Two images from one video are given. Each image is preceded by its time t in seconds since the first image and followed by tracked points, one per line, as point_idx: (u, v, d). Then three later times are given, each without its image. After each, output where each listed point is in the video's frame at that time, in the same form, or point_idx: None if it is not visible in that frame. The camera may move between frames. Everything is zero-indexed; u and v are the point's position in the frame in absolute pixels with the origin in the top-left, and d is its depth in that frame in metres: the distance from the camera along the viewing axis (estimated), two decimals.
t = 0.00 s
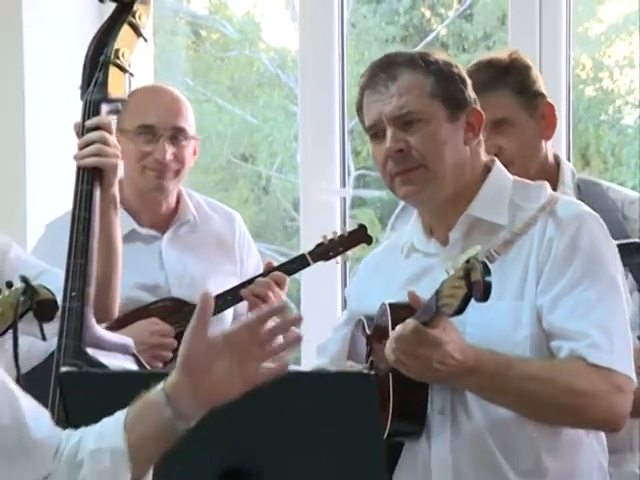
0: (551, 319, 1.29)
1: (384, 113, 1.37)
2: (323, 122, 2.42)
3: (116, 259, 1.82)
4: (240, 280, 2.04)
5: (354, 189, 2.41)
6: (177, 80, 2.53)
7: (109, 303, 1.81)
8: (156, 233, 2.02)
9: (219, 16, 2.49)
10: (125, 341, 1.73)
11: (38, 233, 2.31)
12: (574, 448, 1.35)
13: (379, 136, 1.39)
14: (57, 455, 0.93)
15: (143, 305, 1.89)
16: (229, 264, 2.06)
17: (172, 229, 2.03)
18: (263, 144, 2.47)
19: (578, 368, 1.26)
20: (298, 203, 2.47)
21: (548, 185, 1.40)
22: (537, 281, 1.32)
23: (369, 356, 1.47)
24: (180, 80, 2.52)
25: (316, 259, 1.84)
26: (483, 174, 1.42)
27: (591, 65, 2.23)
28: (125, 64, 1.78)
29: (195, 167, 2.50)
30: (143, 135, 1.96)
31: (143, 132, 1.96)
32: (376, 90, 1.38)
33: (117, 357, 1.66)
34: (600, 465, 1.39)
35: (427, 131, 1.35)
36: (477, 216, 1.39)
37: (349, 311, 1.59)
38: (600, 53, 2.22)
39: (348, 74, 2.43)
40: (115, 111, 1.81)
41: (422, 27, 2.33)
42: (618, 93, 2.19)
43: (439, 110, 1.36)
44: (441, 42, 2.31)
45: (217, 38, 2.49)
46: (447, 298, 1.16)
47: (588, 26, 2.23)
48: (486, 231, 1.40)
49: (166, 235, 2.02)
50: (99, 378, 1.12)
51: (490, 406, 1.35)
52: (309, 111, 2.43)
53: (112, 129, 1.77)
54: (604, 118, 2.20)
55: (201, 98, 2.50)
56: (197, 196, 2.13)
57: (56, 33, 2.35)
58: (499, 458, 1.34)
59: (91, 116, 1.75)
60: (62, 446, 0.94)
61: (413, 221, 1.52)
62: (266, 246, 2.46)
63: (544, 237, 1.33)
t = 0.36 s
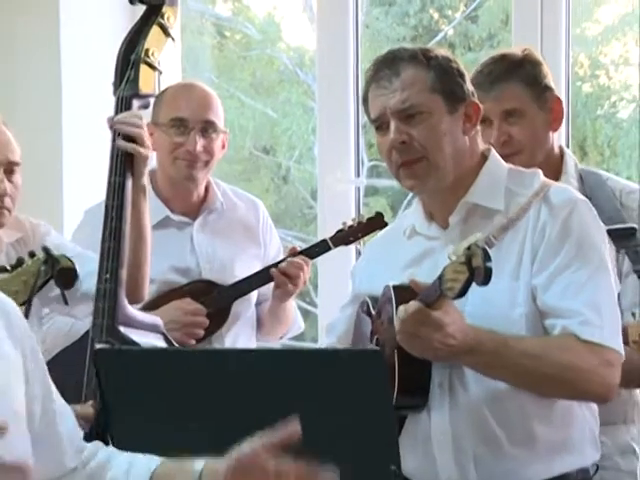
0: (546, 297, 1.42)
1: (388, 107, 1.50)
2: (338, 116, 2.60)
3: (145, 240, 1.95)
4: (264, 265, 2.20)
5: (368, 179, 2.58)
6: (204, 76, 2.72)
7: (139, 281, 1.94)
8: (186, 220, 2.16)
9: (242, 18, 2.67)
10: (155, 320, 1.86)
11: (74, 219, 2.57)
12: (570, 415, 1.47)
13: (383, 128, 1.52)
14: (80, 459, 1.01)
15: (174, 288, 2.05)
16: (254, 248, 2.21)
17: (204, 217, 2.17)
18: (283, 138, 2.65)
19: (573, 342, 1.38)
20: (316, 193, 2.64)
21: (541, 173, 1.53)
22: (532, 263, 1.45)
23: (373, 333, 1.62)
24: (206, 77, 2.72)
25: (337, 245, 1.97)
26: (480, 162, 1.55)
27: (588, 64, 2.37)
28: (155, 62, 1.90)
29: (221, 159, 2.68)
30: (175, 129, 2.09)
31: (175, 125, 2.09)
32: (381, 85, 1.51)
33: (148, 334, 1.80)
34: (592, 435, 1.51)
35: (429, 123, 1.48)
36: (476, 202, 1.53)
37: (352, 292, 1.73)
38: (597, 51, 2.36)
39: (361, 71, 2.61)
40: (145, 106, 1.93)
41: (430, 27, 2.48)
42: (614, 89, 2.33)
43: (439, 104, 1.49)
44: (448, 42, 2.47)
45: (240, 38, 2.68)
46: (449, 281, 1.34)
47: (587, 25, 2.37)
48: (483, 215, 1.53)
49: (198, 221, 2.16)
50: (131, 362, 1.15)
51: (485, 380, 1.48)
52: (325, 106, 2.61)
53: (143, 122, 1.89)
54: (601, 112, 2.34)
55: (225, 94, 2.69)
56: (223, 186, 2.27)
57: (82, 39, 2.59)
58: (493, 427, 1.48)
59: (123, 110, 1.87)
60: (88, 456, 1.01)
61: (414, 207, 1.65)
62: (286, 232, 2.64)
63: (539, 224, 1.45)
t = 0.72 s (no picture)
0: (546, 275, 1.54)
1: (404, 98, 1.63)
2: (353, 111, 2.73)
3: (172, 228, 2.09)
4: (275, 251, 2.34)
5: (379, 171, 2.72)
6: (226, 76, 2.85)
7: (166, 268, 2.07)
8: (204, 210, 2.28)
9: (262, 20, 2.80)
10: (183, 302, 2.00)
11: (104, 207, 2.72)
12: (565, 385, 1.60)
13: (398, 117, 1.65)
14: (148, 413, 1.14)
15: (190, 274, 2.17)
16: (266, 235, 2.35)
17: (220, 207, 2.30)
18: (300, 132, 2.78)
19: (569, 317, 1.50)
20: (331, 184, 2.76)
21: (544, 162, 1.65)
22: (534, 242, 1.57)
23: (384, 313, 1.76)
24: (228, 76, 2.85)
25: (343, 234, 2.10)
26: (488, 150, 1.67)
27: (586, 63, 2.50)
28: (182, 63, 2.06)
29: (241, 151, 2.81)
30: (193, 127, 2.22)
31: (193, 124, 2.22)
32: (399, 77, 1.65)
33: (174, 315, 1.92)
34: (589, 404, 1.63)
35: (442, 113, 1.61)
36: (483, 187, 1.65)
37: (367, 273, 1.87)
38: (595, 51, 2.48)
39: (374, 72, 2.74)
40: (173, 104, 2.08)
41: (438, 29, 2.61)
42: (610, 87, 2.46)
43: (452, 95, 1.62)
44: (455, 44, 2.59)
45: (260, 39, 2.81)
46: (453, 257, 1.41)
47: (585, 26, 2.50)
48: (488, 198, 1.66)
49: (214, 211, 2.29)
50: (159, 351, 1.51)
51: (489, 353, 1.60)
52: (341, 103, 2.74)
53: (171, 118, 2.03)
54: (598, 108, 2.47)
55: (246, 91, 2.82)
56: (238, 178, 2.40)
57: (110, 39, 2.72)
58: (498, 398, 1.59)
59: (153, 108, 2.01)
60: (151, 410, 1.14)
61: (425, 192, 1.79)
62: (306, 221, 2.75)
63: (542, 206, 1.57)
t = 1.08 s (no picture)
0: (553, 267, 1.66)
1: (422, 95, 1.79)
2: (366, 110, 2.86)
3: (195, 219, 2.22)
4: (284, 238, 2.47)
5: (390, 164, 2.85)
6: (246, 75, 2.99)
7: (189, 253, 2.21)
8: (216, 201, 2.40)
9: (280, 22, 2.95)
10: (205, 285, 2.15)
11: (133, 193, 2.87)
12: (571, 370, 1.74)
13: (415, 112, 1.81)
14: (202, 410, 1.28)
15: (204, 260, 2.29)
16: (276, 224, 2.47)
17: (232, 197, 2.41)
18: (315, 128, 2.92)
19: (572, 308, 1.63)
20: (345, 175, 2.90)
21: (547, 160, 1.78)
22: (540, 237, 1.69)
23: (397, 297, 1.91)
24: (248, 75, 2.98)
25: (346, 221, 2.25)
26: (497, 148, 1.81)
27: (584, 62, 2.65)
28: (205, 62, 2.19)
29: (260, 144, 2.96)
30: (205, 124, 2.36)
31: (205, 120, 2.35)
32: (418, 75, 1.80)
33: (196, 298, 2.07)
34: (589, 387, 1.78)
35: (456, 110, 1.76)
36: (493, 183, 1.78)
37: (380, 259, 2.02)
38: (593, 51, 2.64)
39: (385, 71, 2.86)
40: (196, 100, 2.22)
41: (445, 30, 2.76)
42: (606, 84, 2.62)
43: (466, 94, 1.77)
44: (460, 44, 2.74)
45: (278, 39, 2.95)
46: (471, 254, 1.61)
47: (583, 28, 2.65)
48: (496, 193, 1.79)
49: (226, 202, 2.40)
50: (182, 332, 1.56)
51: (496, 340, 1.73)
52: (355, 102, 2.86)
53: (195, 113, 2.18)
54: (595, 105, 2.63)
55: (266, 89, 2.96)
56: (249, 169, 2.51)
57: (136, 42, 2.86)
58: (506, 385, 1.72)
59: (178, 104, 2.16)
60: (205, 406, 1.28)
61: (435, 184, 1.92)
62: (320, 210, 2.90)
63: (547, 203, 1.70)
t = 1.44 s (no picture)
0: (558, 254, 1.82)
1: (430, 93, 1.96)
2: (377, 111, 3.02)
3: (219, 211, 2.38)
4: (297, 230, 2.63)
5: (400, 161, 3.02)
6: (266, 80, 3.15)
7: (215, 245, 2.38)
8: (231, 196, 2.56)
9: (297, 30, 3.11)
10: (227, 274, 2.30)
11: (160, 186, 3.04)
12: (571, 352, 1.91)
13: (425, 109, 1.98)
14: (193, 424, 1.46)
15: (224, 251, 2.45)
16: (287, 217, 2.63)
17: (246, 193, 2.58)
18: (331, 128, 3.09)
19: (579, 294, 1.78)
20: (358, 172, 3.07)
21: (550, 154, 1.95)
22: (543, 228, 1.85)
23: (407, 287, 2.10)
24: (268, 80, 3.15)
25: (353, 215, 2.27)
26: (501, 144, 1.98)
27: (579, 67, 2.79)
28: (228, 66, 2.35)
29: (279, 143, 3.12)
30: (228, 126, 2.48)
31: (228, 123, 2.48)
32: (428, 76, 1.98)
33: (222, 286, 2.23)
34: (587, 366, 1.94)
35: (462, 107, 1.93)
36: (498, 177, 1.95)
37: (390, 248, 2.21)
38: (586, 57, 2.79)
39: (395, 74, 3.03)
40: (220, 101, 2.39)
41: (450, 38, 2.91)
42: (600, 88, 2.76)
43: (472, 93, 1.94)
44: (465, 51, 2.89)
45: (295, 46, 3.11)
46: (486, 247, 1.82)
47: (579, 35, 2.79)
48: (502, 186, 1.96)
49: (241, 197, 2.56)
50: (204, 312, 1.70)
51: (504, 323, 1.91)
52: (367, 105, 3.03)
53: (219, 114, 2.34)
54: (589, 107, 2.77)
55: (285, 92, 3.13)
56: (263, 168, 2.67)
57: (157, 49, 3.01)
58: (511, 364, 1.90)
59: (203, 105, 2.33)
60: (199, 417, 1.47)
61: (443, 179, 2.10)
62: (333, 204, 3.07)
63: (551, 199, 1.85)
